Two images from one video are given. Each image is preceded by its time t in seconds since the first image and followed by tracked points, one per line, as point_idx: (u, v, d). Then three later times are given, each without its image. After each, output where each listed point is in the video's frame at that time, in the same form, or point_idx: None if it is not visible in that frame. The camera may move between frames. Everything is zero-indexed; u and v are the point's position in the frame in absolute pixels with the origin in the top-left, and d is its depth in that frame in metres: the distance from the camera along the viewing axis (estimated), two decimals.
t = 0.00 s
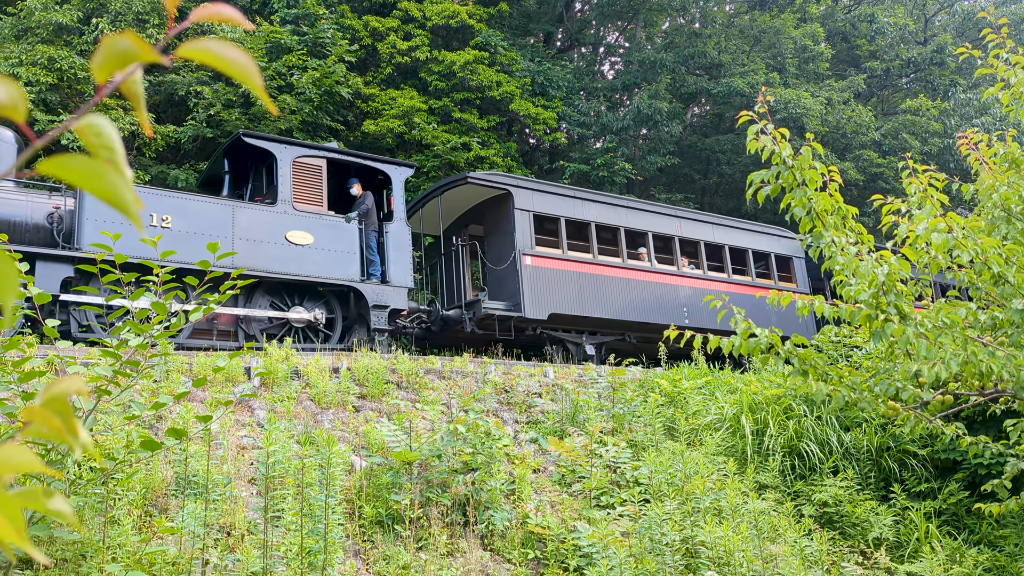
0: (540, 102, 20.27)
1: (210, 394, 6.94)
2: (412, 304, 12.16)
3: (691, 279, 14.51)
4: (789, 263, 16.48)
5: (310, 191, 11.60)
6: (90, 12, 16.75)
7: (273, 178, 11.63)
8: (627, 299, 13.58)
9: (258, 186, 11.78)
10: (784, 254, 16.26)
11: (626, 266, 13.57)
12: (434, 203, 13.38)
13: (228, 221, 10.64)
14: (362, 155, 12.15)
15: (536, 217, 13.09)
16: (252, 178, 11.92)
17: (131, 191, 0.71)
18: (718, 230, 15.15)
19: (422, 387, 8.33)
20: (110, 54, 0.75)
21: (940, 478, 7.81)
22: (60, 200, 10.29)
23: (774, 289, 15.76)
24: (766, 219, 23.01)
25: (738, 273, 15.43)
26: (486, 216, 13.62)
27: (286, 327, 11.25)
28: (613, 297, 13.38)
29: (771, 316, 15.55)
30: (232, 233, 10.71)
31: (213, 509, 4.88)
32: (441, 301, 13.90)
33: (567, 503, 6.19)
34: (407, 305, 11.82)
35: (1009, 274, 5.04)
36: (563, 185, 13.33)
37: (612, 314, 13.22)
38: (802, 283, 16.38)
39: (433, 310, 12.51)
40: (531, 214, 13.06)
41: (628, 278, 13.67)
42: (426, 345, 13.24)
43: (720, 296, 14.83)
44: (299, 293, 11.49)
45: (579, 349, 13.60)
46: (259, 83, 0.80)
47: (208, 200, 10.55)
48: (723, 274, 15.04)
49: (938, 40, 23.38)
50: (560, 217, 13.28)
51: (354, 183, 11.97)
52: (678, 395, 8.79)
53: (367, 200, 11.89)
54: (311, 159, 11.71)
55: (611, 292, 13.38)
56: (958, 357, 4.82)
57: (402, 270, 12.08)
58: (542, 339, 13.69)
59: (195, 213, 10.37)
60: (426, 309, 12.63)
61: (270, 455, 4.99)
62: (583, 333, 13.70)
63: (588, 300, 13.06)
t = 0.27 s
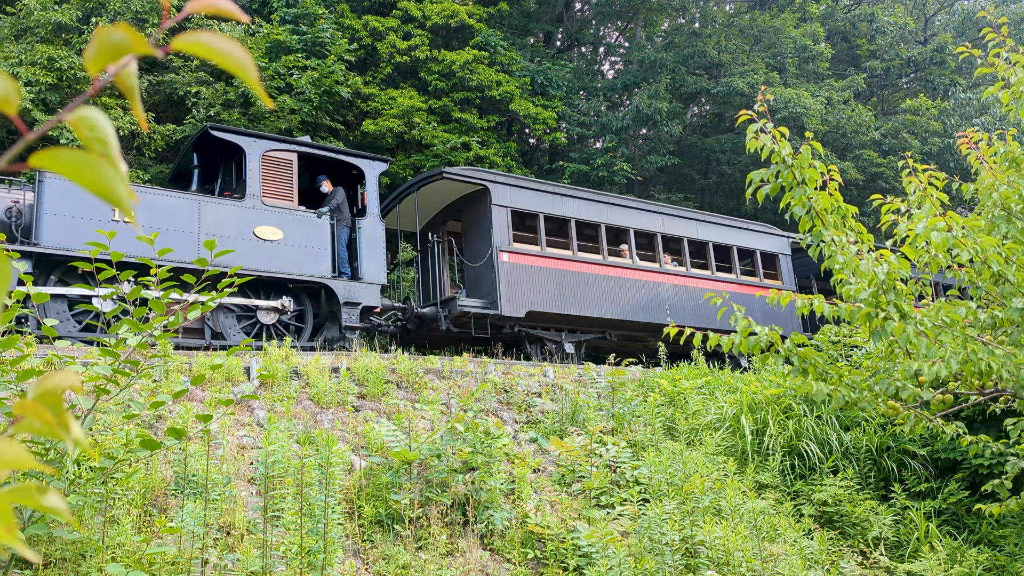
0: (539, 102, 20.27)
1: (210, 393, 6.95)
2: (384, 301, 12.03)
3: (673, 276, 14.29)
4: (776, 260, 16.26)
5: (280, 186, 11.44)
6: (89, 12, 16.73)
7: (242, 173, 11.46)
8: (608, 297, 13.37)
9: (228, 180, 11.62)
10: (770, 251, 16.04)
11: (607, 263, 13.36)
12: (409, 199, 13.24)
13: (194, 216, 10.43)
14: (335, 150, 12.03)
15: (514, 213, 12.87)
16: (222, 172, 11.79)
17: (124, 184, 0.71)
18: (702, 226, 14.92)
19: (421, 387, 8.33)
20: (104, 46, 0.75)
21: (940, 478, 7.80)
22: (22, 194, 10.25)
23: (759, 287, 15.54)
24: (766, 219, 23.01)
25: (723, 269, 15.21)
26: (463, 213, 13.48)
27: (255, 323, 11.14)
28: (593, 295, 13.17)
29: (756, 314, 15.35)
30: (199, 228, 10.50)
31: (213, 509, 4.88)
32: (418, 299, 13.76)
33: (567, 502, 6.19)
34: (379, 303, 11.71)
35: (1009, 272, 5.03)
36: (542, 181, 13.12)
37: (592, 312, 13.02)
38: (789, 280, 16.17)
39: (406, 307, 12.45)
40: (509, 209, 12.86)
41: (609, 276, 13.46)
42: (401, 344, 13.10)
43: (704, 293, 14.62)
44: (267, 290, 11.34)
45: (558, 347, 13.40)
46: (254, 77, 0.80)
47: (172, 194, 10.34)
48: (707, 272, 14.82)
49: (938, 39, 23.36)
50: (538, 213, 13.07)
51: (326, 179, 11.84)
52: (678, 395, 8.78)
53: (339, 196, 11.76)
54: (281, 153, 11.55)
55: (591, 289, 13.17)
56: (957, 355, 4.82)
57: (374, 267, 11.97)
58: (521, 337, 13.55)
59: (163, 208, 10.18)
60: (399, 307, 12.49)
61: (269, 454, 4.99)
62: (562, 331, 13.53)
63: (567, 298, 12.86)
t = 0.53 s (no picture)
0: (540, 101, 20.26)
1: (209, 393, 6.94)
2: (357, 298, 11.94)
3: (654, 274, 14.12)
4: (761, 257, 16.07)
5: (249, 181, 11.34)
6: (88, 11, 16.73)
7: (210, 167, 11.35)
8: (587, 294, 13.20)
9: (196, 175, 11.50)
10: (755, 248, 15.86)
11: (587, 260, 13.17)
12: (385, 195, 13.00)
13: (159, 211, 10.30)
14: (307, 144, 11.93)
15: (491, 209, 12.64)
16: (191, 167, 11.66)
17: (117, 175, 0.71)
18: (684, 223, 14.74)
19: (422, 386, 8.33)
20: (97, 32, 0.75)
21: (941, 478, 7.79)
22: None
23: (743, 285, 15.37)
24: (766, 219, 23.01)
25: (705, 267, 15.02)
26: (441, 208, 13.25)
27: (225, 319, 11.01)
28: (572, 293, 13.00)
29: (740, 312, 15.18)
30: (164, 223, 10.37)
31: (212, 508, 4.88)
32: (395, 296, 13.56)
33: (567, 502, 6.19)
34: (350, 300, 11.62)
35: (1010, 270, 5.03)
36: (521, 176, 12.89)
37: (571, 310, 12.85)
38: (773, 278, 16.00)
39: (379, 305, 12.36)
40: (486, 205, 12.62)
41: (590, 273, 13.29)
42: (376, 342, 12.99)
43: (686, 291, 14.45)
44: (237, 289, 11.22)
45: (536, 346, 13.23)
46: (249, 64, 0.79)
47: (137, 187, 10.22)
48: (689, 269, 14.65)
49: (939, 39, 23.35)
50: (516, 209, 12.85)
51: (296, 175, 11.74)
52: (679, 395, 8.78)
53: (310, 191, 11.65)
54: (250, 147, 11.46)
55: (571, 287, 12.99)
56: (959, 352, 4.81)
57: (346, 264, 11.86)
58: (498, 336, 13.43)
59: (138, 201, 10.03)
60: (371, 304, 12.36)
61: (269, 454, 4.98)
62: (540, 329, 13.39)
63: (546, 295, 12.68)
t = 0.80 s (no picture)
0: (541, 101, 20.26)
1: (212, 392, 6.95)
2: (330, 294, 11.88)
3: (637, 271, 14.02)
4: (747, 254, 15.94)
5: (218, 175, 11.21)
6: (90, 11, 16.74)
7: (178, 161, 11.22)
8: (567, 292, 13.11)
9: (164, 169, 11.38)
10: (741, 245, 15.73)
11: (567, 257, 13.08)
12: (360, 191, 12.90)
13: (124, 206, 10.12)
14: (280, 138, 11.87)
15: (469, 205, 12.56)
16: (159, 161, 11.56)
17: (118, 176, 0.70)
18: (668, 220, 14.63)
19: (423, 386, 8.34)
20: (97, 32, 0.75)
21: (943, 478, 7.78)
22: None
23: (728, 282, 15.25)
24: (768, 219, 23.00)
25: (689, 264, 14.90)
26: (418, 204, 13.14)
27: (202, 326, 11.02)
28: (552, 290, 12.91)
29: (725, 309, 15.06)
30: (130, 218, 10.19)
31: (214, 508, 4.88)
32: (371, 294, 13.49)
33: (569, 503, 6.18)
34: (322, 297, 11.50)
35: (1013, 271, 5.02)
36: (499, 172, 12.81)
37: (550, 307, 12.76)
38: (760, 276, 15.86)
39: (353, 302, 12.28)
40: (463, 201, 12.54)
41: (570, 269, 13.18)
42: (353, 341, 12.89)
43: (669, 289, 14.34)
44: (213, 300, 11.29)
45: (516, 344, 13.14)
46: (249, 65, 0.79)
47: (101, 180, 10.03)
48: (673, 267, 14.54)
49: (940, 38, 23.33)
50: (495, 205, 12.75)
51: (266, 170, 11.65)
52: (681, 395, 8.80)
53: (280, 186, 11.53)
54: (219, 141, 11.33)
55: (551, 285, 12.90)
56: (961, 353, 4.82)
57: (319, 259, 11.74)
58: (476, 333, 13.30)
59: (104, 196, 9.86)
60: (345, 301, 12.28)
61: (271, 454, 4.99)
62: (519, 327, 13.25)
63: (525, 293, 12.59)
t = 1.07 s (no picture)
0: (543, 101, 20.26)
1: (214, 392, 6.96)
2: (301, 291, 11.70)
3: (620, 268, 13.80)
4: (733, 251, 15.72)
5: (186, 170, 10.90)
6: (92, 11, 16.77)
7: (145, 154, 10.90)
8: (548, 289, 12.89)
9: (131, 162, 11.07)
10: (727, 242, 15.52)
11: (548, 253, 12.85)
12: (336, 186, 12.59)
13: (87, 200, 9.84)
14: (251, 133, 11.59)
15: (446, 200, 12.28)
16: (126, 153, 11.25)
17: (127, 174, 0.70)
18: (652, 216, 14.41)
19: (426, 386, 8.34)
20: (106, 33, 0.75)
21: (946, 478, 7.78)
22: None
23: (713, 280, 15.05)
24: (770, 218, 23.00)
25: (674, 261, 14.68)
26: (395, 200, 12.84)
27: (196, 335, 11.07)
28: (533, 287, 12.69)
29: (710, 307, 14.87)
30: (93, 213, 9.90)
31: (216, 508, 4.90)
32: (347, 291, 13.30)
33: (571, 502, 6.18)
34: (293, 294, 11.21)
35: (1015, 271, 5.02)
36: (479, 167, 12.55)
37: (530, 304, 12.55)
38: (746, 273, 15.65)
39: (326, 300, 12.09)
40: (440, 196, 12.26)
41: (551, 266, 12.95)
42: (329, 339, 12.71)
43: (654, 286, 14.13)
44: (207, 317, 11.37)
45: (494, 342, 12.94)
46: (256, 64, 0.79)
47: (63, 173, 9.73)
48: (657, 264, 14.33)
49: (943, 38, 23.32)
50: (473, 200, 12.50)
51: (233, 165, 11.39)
52: (683, 394, 8.81)
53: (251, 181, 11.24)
54: (189, 134, 11.03)
55: (531, 282, 12.68)
56: (964, 354, 4.82)
57: (290, 256, 11.47)
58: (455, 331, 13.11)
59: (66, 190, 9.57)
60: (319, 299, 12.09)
61: (274, 454, 5.00)
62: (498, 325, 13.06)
63: (505, 290, 12.37)
